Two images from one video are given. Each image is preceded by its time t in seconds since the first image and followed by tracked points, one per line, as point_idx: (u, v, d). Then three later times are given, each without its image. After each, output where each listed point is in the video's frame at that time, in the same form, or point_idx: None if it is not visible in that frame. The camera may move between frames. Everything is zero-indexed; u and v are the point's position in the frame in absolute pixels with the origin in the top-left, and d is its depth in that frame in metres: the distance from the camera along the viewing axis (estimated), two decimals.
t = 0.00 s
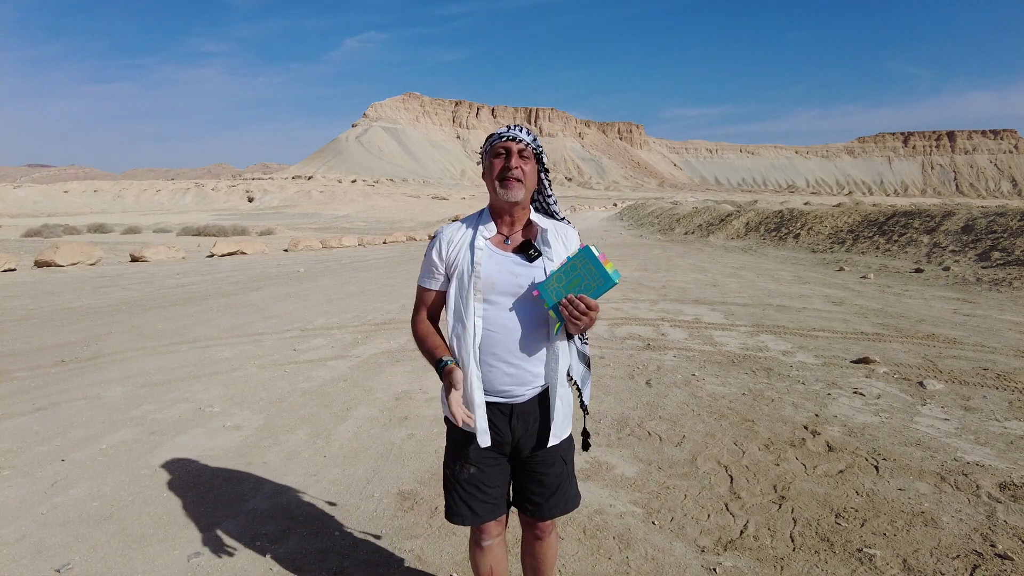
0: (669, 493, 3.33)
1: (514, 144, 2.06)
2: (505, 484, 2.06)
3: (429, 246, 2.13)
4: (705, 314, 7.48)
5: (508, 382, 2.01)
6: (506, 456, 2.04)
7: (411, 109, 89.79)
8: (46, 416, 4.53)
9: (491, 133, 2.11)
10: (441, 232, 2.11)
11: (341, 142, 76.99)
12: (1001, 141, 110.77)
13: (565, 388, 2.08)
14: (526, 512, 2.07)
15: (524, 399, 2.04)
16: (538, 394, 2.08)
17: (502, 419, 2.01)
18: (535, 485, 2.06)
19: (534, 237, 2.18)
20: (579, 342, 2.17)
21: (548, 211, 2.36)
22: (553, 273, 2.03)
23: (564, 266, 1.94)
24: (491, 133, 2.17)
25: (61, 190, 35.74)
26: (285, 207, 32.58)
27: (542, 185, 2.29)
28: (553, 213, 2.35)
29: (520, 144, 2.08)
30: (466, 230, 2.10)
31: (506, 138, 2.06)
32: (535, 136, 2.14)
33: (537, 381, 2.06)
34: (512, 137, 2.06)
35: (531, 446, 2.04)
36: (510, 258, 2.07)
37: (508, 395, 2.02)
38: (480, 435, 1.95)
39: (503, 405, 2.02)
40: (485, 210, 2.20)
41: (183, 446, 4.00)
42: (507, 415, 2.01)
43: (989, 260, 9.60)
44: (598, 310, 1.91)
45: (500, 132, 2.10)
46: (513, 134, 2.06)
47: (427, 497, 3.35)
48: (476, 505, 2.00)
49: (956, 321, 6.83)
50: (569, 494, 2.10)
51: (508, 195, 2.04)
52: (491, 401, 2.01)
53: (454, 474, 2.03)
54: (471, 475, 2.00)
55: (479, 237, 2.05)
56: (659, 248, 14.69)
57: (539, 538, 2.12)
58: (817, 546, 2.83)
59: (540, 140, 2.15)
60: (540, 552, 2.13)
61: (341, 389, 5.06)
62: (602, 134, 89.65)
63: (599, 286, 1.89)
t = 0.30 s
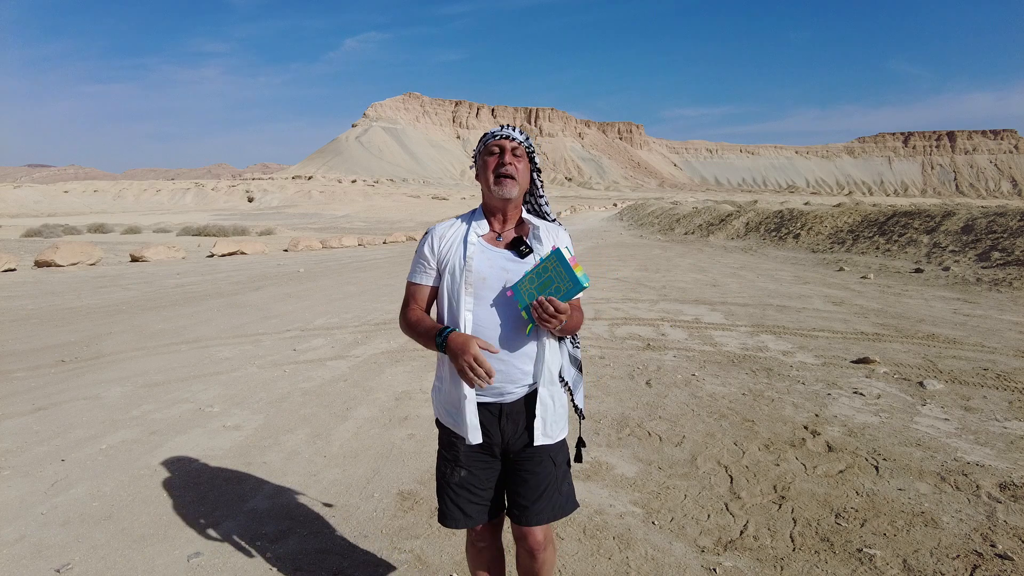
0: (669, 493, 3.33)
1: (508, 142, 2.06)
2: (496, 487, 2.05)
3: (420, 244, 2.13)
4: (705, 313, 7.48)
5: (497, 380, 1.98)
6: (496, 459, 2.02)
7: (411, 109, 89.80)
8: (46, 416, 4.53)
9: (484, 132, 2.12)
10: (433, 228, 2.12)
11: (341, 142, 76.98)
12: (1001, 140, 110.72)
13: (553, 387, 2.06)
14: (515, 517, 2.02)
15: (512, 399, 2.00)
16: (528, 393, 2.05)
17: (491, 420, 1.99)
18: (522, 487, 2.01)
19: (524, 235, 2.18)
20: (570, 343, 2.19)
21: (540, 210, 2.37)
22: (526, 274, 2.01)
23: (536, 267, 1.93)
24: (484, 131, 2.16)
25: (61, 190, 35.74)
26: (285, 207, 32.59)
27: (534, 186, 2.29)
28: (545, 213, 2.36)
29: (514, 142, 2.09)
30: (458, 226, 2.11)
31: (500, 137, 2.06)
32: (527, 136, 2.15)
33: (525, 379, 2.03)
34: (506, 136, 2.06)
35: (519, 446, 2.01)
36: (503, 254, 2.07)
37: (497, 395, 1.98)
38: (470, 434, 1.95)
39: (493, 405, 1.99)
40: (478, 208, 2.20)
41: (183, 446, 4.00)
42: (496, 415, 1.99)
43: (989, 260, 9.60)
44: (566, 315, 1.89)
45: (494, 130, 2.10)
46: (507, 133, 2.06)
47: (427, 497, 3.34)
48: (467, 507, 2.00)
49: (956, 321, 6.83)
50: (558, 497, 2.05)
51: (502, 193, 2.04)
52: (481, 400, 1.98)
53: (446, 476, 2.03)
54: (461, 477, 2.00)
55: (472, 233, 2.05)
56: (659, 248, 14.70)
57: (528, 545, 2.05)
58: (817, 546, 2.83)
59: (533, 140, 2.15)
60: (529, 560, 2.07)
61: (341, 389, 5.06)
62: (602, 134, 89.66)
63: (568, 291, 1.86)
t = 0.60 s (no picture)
0: (669, 494, 3.33)
1: (505, 142, 2.06)
2: (498, 487, 2.05)
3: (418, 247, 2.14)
4: (705, 313, 7.49)
5: (498, 383, 1.99)
6: (497, 457, 2.02)
7: (411, 109, 89.80)
8: (46, 416, 4.53)
9: (482, 132, 2.12)
10: (431, 231, 2.13)
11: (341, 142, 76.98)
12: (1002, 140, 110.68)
13: (554, 390, 2.06)
14: (516, 516, 2.01)
15: (512, 400, 2.01)
16: (528, 395, 2.05)
17: (491, 420, 1.99)
18: (523, 484, 2.01)
19: (523, 237, 2.17)
20: (571, 343, 2.16)
21: (539, 211, 2.36)
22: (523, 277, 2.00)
23: (533, 270, 1.92)
24: (482, 131, 2.17)
25: (61, 190, 35.74)
26: (285, 207, 32.59)
27: (532, 186, 2.29)
28: (544, 213, 2.35)
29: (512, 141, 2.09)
30: (456, 230, 2.11)
31: (497, 136, 2.06)
32: (525, 136, 2.15)
33: (526, 382, 2.04)
34: (503, 135, 2.06)
35: (521, 446, 2.01)
36: (500, 259, 2.06)
37: (496, 397, 1.99)
38: (461, 438, 1.97)
39: (493, 406, 2.00)
40: (475, 209, 2.20)
41: (183, 446, 4.00)
42: (497, 415, 1.99)
43: (989, 260, 9.60)
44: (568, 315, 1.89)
45: (491, 130, 2.10)
46: (504, 132, 2.06)
47: (427, 497, 3.34)
48: (468, 506, 2.00)
49: (956, 321, 6.84)
50: (560, 496, 2.04)
51: (498, 193, 2.03)
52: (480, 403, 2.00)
53: (446, 476, 2.03)
54: (462, 476, 2.01)
55: (470, 236, 2.05)
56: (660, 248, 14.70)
57: (531, 544, 2.04)
58: (817, 546, 2.83)
59: (531, 139, 2.15)
60: (533, 560, 2.05)
61: (341, 389, 5.06)
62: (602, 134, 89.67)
63: (569, 291, 1.88)
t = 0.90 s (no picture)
0: (669, 493, 3.33)
1: (509, 143, 2.05)
2: (505, 491, 2.05)
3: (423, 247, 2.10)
4: (704, 313, 7.49)
5: (507, 388, 2.00)
6: (505, 462, 2.02)
7: (411, 109, 89.81)
8: (46, 416, 4.53)
9: (485, 132, 2.10)
10: (436, 230, 2.09)
11: (341, 142, 76.97)
12: (1001, 140, 110.72)
13: (564, 393, 2.05)
14: (526, 521, 2.00)
15: (521, 405, 2.02)
16: (537, 399, 2.05)
17: (500, 425, 1.99)
18: (535, 491, 2.00)
19: (531, 238, 2.17)
20: (583, 343, 2.14)
21: (548, 210, 2.33)
22: (534, 273, 1.98)
23: (544, 265, 1.92)
24: (486, 131, 2.15)
25: (61, 190, 35.75)
26: (285, 207, 32.60)
27: (540, 185, 2.26)
28: (553, 212, 2.32)
29: (516, 142, 2.07)
30: (463, 233, 2.10)
31: (501, 137, 2.05)
32: (530, 134, 2.13)
33: (535, 388, 2.04)
34: (507, 136, 2.04)
35: (532, 453, 2.01)
36: (508, 261, 2.04)
37: (504, 402, 2.00)
38: (469, 445, 1.97)
39: (501, 411, 2.00)
40: (481, 211, 2.19)
41: (183, 446, 4.00)
42: (505, 420, 1.99)
43: (989, 260, 9.60)
44: (583, 308, 1.87)
45: (495, 130, 2.08)
46: (509, 133, 2.05)
47: (427, 497, 3.34)
48: (474, 510, 2.00)
49: (956, 321, 6.84)
50: (571, 501, 2.03)
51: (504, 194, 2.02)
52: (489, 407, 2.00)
53: (453, 479, 2.03)
54: (469, 480, 2.00)
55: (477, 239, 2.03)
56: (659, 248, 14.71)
57: (539, 547, 2.05)
58: (817, 546, 2.83)
59: (537, 140, 2.13)
60: (540, 562, 2.06)
61: (341, 389, 5.06)
62: (602, 134, 89.70)
63: (583, 282, 1.88)
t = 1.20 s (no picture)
0: (669, 493, 3.33)
1: (522, 145, 1.99)
2: (518, 494, 2.02)
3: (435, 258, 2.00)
4: (704, 313, 7.49)
5: (524, 402, 1.97)
6: (519, 467, 1.99)
7: (411, 109, 89.81)
8: (46, 416, 4.53)
9: (496, 134, 2.04)
10: (449, 239, 2.02)
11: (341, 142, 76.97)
12: (1001, 140, 110.73)
13: (581, 401, 2.03)
14: (538, 524, 1.99)
15: (537, 412, 1.99)
16: (552, 406, 2.02)
17: (517, 431, 1.96)
18: (548, 495, 1.98)
19: (546, 250, 2.11)
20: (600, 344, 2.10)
21: (564, 214, 2.25)
22: (553, 285, 1.94)
23: (564, 278, 1.88)
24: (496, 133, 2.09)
25: (61, 190, 35.74)
26: (285, 207, 32.60)
27: (553, 189, 2.19)
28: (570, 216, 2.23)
29: (529, 142, 2.02)
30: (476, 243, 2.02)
31: (513, 139, 1.99)
32: (540, 135, 2.08)
33: (551, 397, 2.02)
34: (520, 137, 1.99)
35: (548, 460, 1.98)
36: (524, 275, 2.00)
37: (519, 412, 1.97)
38: (485, 451, 1.93)
39: (518, 418, 1.97)
40: (493, 218, 2.11)
41: (183, 446, 4.00)
42: (522, 427, 1.97)
43: (989, 260, 9.60)
44: (605, 323, 1.88)
45: (507, 131, 2.02)
46: (521, 134, 1.99)
47: (427, 497, 3.34)
48: (487, 514, 1.97)
49: (956, 321, 6.84)
50: (583, 505, 2.02)
51: (518, 198, 1.95)
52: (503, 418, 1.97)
53: (466, 481, 2.00)
54: (483, 484, 1.97)
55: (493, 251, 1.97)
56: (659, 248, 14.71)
57: (549, 549, 2.02)
58: (817, 546, 2.83)
59: (550, 141, 2.09)
60: (549, 564, 2.04)
61: (341, 389, 5.06)
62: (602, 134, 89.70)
63: (605, 297, 1.87)
